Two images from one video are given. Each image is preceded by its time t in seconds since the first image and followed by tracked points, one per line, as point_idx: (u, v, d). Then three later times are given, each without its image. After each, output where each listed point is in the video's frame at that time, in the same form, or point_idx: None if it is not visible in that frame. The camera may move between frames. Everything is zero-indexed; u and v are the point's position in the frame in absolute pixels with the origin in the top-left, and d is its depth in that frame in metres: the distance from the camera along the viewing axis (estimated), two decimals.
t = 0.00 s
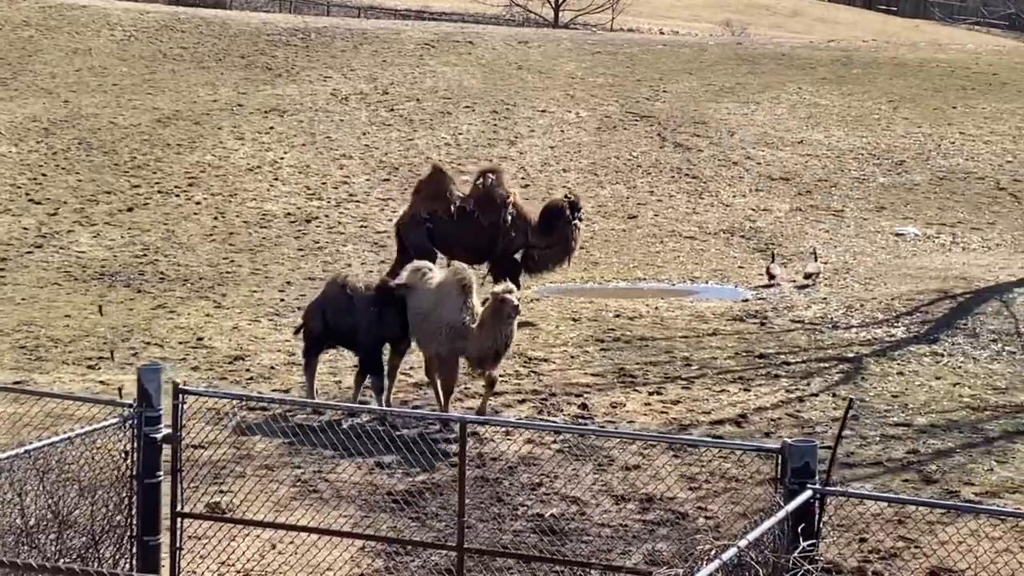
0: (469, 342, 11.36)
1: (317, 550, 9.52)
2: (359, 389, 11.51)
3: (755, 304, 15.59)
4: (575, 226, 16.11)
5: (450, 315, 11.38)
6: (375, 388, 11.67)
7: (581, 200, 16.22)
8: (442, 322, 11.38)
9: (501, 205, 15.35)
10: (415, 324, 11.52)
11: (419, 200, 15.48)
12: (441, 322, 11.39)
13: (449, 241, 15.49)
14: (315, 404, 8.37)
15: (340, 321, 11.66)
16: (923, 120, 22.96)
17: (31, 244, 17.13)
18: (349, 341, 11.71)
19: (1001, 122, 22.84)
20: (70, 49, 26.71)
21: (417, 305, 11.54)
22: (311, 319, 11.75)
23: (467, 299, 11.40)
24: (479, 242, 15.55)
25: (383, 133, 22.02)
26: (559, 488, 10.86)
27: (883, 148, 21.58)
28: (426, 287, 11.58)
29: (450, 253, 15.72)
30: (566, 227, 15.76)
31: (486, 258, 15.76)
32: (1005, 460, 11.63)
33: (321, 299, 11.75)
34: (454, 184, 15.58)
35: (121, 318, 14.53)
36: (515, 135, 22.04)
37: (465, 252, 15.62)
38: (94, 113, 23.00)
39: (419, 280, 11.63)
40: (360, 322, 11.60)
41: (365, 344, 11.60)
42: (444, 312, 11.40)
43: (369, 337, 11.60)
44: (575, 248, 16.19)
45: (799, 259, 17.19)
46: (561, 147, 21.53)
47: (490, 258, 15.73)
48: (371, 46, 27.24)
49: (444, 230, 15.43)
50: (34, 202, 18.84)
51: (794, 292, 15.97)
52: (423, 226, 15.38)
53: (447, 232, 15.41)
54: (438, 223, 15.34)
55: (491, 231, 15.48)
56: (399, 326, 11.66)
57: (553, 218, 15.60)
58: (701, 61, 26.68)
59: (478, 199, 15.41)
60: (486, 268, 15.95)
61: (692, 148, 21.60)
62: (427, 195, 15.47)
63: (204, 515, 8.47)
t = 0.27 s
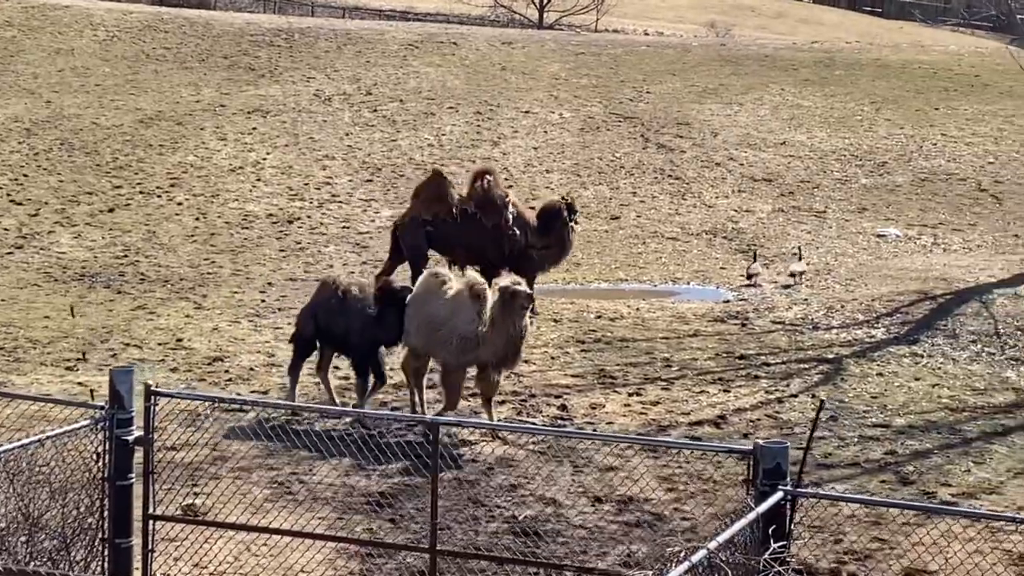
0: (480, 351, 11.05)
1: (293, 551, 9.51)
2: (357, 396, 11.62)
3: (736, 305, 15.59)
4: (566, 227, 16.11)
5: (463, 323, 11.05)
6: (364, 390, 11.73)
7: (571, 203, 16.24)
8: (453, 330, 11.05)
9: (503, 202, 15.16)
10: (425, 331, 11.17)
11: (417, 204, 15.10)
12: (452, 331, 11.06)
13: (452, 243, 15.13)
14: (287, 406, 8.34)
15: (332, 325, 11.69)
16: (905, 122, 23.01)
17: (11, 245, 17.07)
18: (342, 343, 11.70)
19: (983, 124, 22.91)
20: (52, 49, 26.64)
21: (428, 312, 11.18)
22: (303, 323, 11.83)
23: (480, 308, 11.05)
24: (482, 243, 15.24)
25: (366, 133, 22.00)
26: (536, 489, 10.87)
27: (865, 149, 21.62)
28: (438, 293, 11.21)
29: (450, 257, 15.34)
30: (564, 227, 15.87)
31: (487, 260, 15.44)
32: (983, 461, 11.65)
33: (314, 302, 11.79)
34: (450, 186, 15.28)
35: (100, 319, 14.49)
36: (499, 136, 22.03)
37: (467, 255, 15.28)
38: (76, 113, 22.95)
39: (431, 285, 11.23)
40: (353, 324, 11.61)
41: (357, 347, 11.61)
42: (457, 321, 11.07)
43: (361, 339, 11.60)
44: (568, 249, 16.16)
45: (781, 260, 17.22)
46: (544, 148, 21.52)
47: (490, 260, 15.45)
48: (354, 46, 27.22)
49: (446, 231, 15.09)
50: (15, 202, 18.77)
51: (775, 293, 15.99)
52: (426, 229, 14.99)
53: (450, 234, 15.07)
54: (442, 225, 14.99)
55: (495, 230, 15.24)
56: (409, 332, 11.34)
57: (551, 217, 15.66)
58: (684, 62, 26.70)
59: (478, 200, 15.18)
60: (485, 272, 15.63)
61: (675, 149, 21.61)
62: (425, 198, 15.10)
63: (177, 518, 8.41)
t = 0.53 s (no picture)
0: (487, 349, 11.06)
1: (266, 551, 9.49)
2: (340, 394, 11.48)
3: (717, 306, 15.60)
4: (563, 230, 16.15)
5: (468, 322, 11.13)
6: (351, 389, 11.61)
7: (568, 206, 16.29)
8: (459, 329, 11.13)
9: (502, 204, 15.21)
10: (431, 332, 11.26)
11: (418, 203, 15.11)
12: (457, 330, 11.14)
13: (452, 244, 15.18)
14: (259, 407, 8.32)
15: (331, 330, 11.64)
16: (889, 122, 23.04)
17: None
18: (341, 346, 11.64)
19: (967, 124, 22.94)
20: (36, 49, 26.60)
21: (433, 314, 11.28)
22: (298, 328, 11.70)
23: (485, 306, 11.15)
24: (481, 244, 15.27)
25: (349, 134, 21.98)
26: (513, 490, 10.87)
27: (849, 150, 21.65)
28: (442, 296, 11.35)
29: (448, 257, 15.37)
30: (558, 228, 15.84)
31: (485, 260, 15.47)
32: (960, 461, 11.65)
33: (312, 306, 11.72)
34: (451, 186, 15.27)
35: (80, 319, 14.46)
36: (482, 136, 22.03)
37: (466, 255, 15.31)
38: (60, 113, 22.92)
39: (434, 288, 11.39)
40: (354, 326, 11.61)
41: (357, 350, 11.60)
42: (463, 320, 11.15)
43: (361, 343, 11.60)
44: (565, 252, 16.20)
45: (763, 260, 17.23)
46: (528, 148, 21.52)
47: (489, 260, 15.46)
48: (338, 46, 27.21)
49: (445, 231, 15.11)
50: None
51: (756, 293, 16.00)
52: (426, 228, 15.03)
53: (450, 234, 15.11)
54: (442, 225, 15.02)
55: (495, 231, 15.26)
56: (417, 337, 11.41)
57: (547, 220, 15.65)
58: (668, 62, 26.73)
59: (477, 201, 15.21)
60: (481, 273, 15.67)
61: (658, 150, 21.63)
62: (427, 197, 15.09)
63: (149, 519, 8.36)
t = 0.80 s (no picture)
0: (493, 358, 10.95)
1: (239, 554, 9.45)
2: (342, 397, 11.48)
3: (696, 308, 15.61)
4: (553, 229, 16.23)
5: (474, 330, 10.99)
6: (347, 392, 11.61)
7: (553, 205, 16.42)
8: (464, 336, 10.98)
9: (497, 202, 15.30)
10: (433, 340, 11.09)
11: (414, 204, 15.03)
12: (462, 337, 10.99)
13: (451, 245, 15.08)
14: (229, 409, 8.29)
15: (332, 332, 11.61)
16: (869, 124, 23.10)
17: None
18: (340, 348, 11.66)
19: (947, 126, 23.01)
20: (16, 50, 26.53)
21: (436, 321, 11.11)
22: (298, 330, 11.67)
23: (493, 313, 11.06)
24: (478, 245, 15.24)
25: (330, 136, 21.96)
26: (488, 491, 10.87)
27: (829, 151, 21.68)
28: (446, 303, 11.20)
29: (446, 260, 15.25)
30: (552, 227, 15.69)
31: (480, 262, 15.43)
32: (936, 462, 11.67)
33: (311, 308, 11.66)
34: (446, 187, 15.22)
35: (58, 321, 14.41)
36: (463, 138, 22.03)
37: (464, 256, 15.24)
38: (40, 114, 22.85)
39: (437, 295, 11.21)
40: (355, 329, 11.59)
41: (361, 353, 11.62)
42: (472, 326, 11.01)
43: (362, 346, 11.60)
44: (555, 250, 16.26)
45: (742, 262, 17.25)
46: (508, 150, 21.52)
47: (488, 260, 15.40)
48: (320, 48, 27.20)
49: (445, 232, 15.00)
50: None
51: (735, 295, 16.01)
52: (426, 229, 14.92)
53: (450, 235, 15.00)
54: (443, 225, 14.92)
55: (491, 231, 15.27)
56: (418, 344, 11.24)
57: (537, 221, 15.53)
58: (650, 64, 26.76)
59: (473, 200, 15.22)
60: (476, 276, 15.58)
61: (639, 151, 21.65)
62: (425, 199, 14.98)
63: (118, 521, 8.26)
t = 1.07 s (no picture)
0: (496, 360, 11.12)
1: (211, 558, 9.46)
2: (345, 403, 11.47)
3: (673, 310, 15.66)
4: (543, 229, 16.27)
5: (476, 332, 11.11)
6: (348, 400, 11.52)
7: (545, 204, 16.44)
8: (466, 339, 11.08)
9: (487, 204, 15.47)
10: (433, 343, 11.15)
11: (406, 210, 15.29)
12: (464, 341, 11.09)
13: (443, 249, 15.32)
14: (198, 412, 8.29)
15: (334, 338, 11.56)
16: (847, 127, 23.19)
17: None
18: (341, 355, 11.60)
19: (924, 129, 23.13)
20: None
21: (435, 324, 11.18)
22: (298, 337, 11.62)
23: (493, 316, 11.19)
24: (469, 248, 15.46)
25: (309, 138, 21.96)
26: (463, 494, 10.89)
27: (807, 154, 21.77)
28: (444, 305, 11.26)
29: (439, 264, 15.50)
30: (542, 230, 15.97)
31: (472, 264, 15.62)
32: (908, 463, 11.73)
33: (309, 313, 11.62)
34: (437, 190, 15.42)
35: (34, 324, 14.38)
36: (442, 141, 22.05)
37: (457, 260, 15.47)
38: (18, 117, 22.80)
39: (433, 298, 11.27)
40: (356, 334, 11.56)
41: (368, 359, 11.58)
42: (473, 329, 11.12)
43: (364, 351, 11.57)
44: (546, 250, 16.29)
45: (720, 264, 17.31)
46: (487, 153, 21.55)
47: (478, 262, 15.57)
48: (299, 50, 27.19)
49: (434, 236, 15.25)
50: None
51: (712, 297, 16.07)
52: (417, 234, 15.18)
53: (441, 239, 15.24)
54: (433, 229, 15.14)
55: (482, 233, 15.46)
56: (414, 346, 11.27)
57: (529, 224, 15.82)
58: (629, 67, 26.81)
59: (462, 203, 15.40)
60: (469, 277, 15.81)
61: (618, 154, 21.69)
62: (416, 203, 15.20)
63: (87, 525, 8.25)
